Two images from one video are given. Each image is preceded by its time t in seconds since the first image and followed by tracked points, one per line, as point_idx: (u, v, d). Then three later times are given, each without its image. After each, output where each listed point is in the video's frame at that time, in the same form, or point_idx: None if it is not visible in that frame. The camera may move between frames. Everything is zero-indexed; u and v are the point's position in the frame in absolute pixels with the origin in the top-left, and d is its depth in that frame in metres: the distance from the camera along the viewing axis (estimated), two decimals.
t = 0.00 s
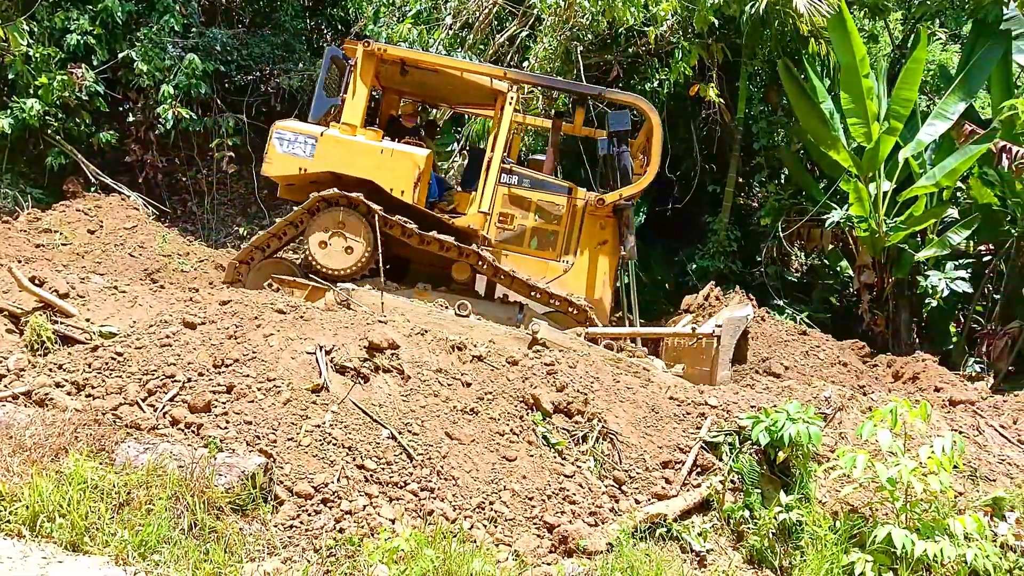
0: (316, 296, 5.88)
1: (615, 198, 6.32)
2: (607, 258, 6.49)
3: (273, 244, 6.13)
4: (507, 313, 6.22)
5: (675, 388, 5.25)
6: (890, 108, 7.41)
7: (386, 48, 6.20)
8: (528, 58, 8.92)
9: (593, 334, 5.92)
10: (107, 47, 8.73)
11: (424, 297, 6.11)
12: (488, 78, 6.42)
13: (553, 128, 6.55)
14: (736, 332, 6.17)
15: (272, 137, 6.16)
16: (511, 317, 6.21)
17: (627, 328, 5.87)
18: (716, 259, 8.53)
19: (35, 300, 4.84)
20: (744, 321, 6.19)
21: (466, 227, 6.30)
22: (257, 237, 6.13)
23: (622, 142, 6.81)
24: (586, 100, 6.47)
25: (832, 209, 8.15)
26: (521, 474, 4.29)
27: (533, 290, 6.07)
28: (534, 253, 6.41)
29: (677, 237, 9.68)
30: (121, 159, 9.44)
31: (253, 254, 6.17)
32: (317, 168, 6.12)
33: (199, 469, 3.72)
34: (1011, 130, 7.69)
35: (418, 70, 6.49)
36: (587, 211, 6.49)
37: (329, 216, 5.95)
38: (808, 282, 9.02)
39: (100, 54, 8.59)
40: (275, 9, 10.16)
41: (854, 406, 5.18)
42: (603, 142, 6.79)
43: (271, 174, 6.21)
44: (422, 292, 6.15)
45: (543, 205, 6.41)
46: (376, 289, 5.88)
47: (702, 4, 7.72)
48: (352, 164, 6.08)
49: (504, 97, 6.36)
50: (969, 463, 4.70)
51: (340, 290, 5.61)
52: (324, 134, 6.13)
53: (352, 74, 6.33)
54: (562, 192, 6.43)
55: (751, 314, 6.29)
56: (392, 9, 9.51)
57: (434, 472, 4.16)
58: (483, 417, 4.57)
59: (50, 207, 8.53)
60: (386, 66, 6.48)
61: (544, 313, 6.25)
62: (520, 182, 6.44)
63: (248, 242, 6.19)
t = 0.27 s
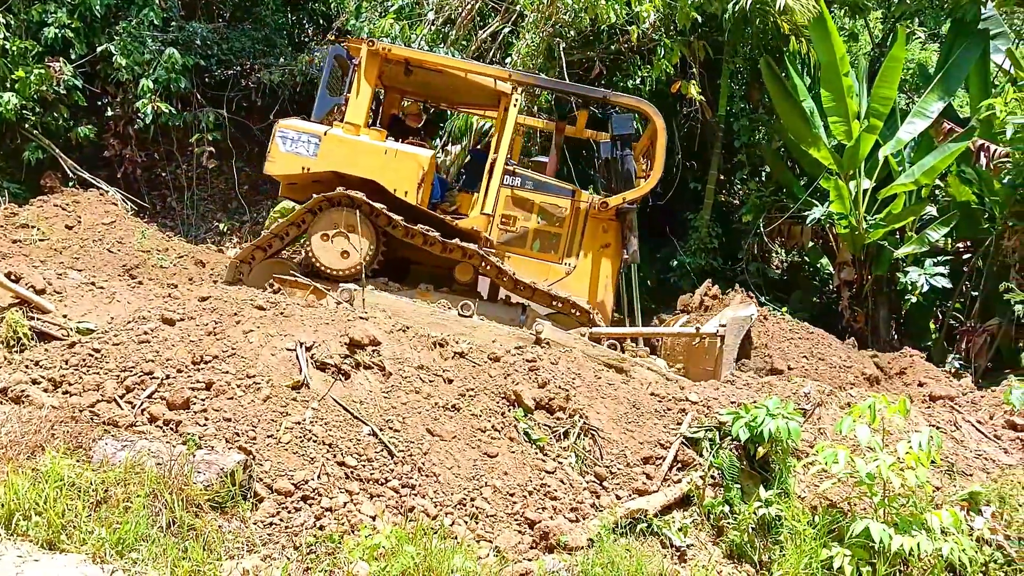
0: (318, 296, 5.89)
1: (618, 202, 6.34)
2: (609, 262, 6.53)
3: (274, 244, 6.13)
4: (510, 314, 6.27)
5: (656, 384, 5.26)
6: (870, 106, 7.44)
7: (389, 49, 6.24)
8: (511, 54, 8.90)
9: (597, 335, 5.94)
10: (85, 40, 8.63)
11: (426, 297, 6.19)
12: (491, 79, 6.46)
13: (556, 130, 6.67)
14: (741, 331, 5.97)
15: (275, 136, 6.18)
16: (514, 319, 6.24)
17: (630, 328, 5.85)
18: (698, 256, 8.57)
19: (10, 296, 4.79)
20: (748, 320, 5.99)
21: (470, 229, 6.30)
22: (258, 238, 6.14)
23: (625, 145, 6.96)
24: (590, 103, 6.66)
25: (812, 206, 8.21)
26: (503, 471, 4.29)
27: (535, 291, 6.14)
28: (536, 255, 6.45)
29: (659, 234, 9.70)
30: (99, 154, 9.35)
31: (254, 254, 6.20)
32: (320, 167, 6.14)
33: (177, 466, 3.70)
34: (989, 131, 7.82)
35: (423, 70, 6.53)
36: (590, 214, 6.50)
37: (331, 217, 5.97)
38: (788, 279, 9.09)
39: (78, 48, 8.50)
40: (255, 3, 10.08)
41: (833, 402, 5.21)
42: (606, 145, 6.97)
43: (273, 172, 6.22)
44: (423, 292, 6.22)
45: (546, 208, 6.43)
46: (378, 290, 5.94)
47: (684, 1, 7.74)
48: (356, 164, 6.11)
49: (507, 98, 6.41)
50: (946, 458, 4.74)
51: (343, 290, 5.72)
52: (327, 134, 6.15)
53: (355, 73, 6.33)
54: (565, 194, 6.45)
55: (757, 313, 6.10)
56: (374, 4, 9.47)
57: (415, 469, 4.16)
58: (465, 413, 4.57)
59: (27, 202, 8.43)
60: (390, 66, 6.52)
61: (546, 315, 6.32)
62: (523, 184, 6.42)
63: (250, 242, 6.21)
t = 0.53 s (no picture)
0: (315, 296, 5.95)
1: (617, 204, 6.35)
2: (606, 263, 6.53)
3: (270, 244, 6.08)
4: (509, 315, 6.21)
5: (634, 380, 5.27)
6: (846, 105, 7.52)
7: (388, 48, 6.16)
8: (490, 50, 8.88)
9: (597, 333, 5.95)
10: (59, 33, 8.52)
11: (424, 298, 6.12)
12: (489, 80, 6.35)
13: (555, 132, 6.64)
14: (740, 329, 6.25)
15: (273, 134, 6.14)
16: (513, 321, 6.20)
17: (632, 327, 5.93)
18: (676, 253, 8.61)
19: None
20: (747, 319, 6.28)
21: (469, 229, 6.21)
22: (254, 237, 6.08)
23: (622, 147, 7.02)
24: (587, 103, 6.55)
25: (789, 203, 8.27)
26: (481, 467, 4.29)
27: (535, 293, 6.11)
28: (534, 256, 6.42)
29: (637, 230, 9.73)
30: (74, 148, 9.23)
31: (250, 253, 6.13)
32: (318, 167, 6.09)
33: (151, 464, 3.67)
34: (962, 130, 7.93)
35: (421, 70, 6.43)
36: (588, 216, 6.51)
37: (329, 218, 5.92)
38: (765, 276, 9.15)
39: (52, 41, 8.39)
40: None
41: (808, 397, 5.24)
42: (606, 146, 6.87)
43: (270, 172, 6.18)
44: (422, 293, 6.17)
45: (544, 209, 6.42)
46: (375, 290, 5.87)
47: None
48: (353, 163, 6.06)
49: (506, 99, 6.31)
50: (919, 453, 4.78)
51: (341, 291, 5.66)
52: (325, 133, 6.10)
53: (354, 72, 6.28)
54: (563, 195, 6.44)
55: (755, 310, 6.36)
56: None
57: (393, 466, 4.15)
58: (443, 410, 4.56)
59: None
60: (389, 66, 6.44)
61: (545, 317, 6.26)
62: (520, 185, 6.42)
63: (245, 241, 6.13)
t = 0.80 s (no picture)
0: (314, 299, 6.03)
1: (616, 207, 6.35)
2: (605, 266, 6.53)
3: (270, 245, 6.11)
4: (508, 318, 6.24)
5: (612, 377, 5.27)
6: (824, 106, 7.59)
7: (388, 50, 6.22)
8: (470, 48, 8.85)
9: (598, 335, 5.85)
10: (31, 27, 8.40)
11: (424, 301, 6.24)
12: (488, 84, 6.40)
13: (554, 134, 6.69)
14: (741, 329, 6.13)
15: (272, 136, 6.14)
16: (512, 324, 6.21)
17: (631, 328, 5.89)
18: (654, 251, 8.64)
19: None
20: (748, 318, 6.16)
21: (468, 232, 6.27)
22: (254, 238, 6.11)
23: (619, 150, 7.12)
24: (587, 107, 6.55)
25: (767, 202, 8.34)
26: (459, 466, 4.28)
27: (533, 296, 6.14)
28: (532, 259, 6.44)
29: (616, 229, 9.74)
30: (47, 143, 9.12)
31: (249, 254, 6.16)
32: (316, 168, 6.10)
33: (124, 464, 3.64)
34: (938, 130, 8.00)
35: (420, 72, 6.49)
36: (587, 220, 6.49)
37: (329, 220, 5.96)
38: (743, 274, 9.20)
39: (24, 35, 8.27)
40: None
41: (784, 395, 5.26)
42: (602, 150, 6.74)
43: (269, 173, 6.17)
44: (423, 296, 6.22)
45: (543, 212, 6.44)
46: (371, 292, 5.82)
47: None
48: (352, 165, 6.08)
49: (506, 101, 6.36)
50: (893, 450, 4.81)
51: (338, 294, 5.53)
52: (325, 135, 6.12)
53: (353, 74, 6.33)
54: (562, 199, 6.46)
55: (755, 311, 6.25)
56: None
57: (370, 465, 4.13)
58: (421, 409, 4.54)
59: None
60: (389, 68, 6.48)
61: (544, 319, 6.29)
62: (520, 187, 6.43)
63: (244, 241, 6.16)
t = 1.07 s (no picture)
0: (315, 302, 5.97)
1: (616, 209, 6.48)
2: (604, 268, 6.68)
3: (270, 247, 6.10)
4: (509, 321, 6.31)
5: (591, 375, 5.28)
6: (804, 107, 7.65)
7: (387, 52, 6.17)
8: (449, 45, 8.83)
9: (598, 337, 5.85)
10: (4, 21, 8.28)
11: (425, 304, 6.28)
12: (487, 85, 6.44)
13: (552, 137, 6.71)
14: (743, 330, 6.05)
15: (272, 137, 6.14)
16: (513, 326, 6.27)
17: (632, 328, 5.87)
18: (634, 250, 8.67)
19: None
20: (750, 321, 6.07)
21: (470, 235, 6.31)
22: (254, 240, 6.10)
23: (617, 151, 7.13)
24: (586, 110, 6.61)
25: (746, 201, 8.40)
26: (437, 464, 4.26)
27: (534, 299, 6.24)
28: (532, 261, 6.54)
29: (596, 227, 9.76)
30: (21, 139, 9.02)
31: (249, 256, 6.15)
32: (317, 170, 6.09)
33: (98, 463, 3.60)
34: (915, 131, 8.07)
35: (420, 74, 6.44)
36: (587, 222, 6.61)
37: (329, 221, 5.96)
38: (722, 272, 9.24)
39: None
40: None
41: (762, 392, 5.28)
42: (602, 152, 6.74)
43: (269, 175, 6.16)
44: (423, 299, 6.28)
45: (543, 215, 6.52)
46: (372, 295, 5.76)
47: None
48: (352, 166, 6.06)
49: (504, 104, 6.48)
50: (868, 447, 4.84)
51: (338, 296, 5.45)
52: (325, 137, 6.11)
53: (352, 76, 6.28)
54: (561, 201, 6.54)
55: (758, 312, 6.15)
56: None
57: (348, 464, 4.12)
58: (399, 407, 4.53)
59: None
60: (388, 69, 6.43)
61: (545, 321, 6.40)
62: (519, 190, 6.47)
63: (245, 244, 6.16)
